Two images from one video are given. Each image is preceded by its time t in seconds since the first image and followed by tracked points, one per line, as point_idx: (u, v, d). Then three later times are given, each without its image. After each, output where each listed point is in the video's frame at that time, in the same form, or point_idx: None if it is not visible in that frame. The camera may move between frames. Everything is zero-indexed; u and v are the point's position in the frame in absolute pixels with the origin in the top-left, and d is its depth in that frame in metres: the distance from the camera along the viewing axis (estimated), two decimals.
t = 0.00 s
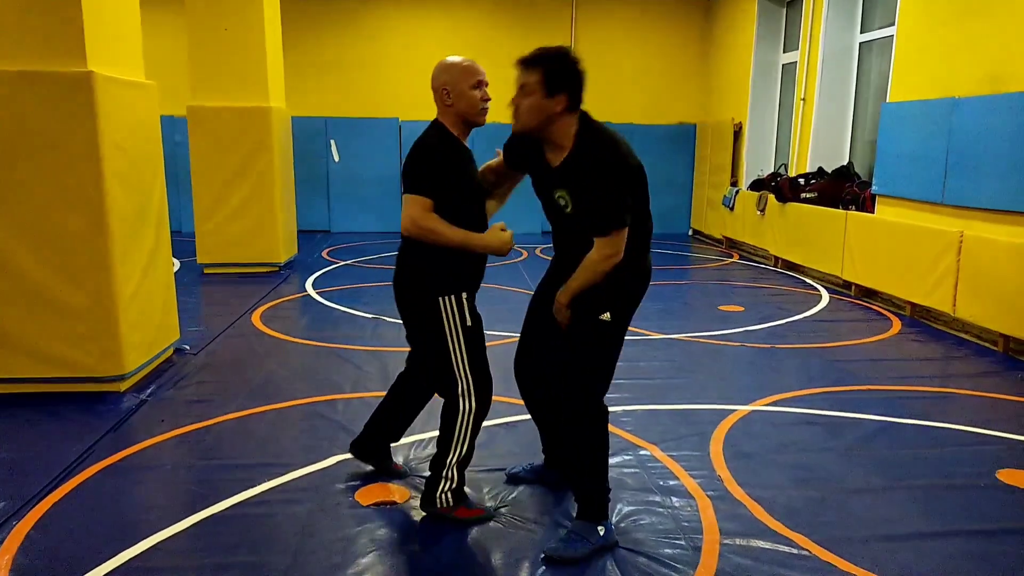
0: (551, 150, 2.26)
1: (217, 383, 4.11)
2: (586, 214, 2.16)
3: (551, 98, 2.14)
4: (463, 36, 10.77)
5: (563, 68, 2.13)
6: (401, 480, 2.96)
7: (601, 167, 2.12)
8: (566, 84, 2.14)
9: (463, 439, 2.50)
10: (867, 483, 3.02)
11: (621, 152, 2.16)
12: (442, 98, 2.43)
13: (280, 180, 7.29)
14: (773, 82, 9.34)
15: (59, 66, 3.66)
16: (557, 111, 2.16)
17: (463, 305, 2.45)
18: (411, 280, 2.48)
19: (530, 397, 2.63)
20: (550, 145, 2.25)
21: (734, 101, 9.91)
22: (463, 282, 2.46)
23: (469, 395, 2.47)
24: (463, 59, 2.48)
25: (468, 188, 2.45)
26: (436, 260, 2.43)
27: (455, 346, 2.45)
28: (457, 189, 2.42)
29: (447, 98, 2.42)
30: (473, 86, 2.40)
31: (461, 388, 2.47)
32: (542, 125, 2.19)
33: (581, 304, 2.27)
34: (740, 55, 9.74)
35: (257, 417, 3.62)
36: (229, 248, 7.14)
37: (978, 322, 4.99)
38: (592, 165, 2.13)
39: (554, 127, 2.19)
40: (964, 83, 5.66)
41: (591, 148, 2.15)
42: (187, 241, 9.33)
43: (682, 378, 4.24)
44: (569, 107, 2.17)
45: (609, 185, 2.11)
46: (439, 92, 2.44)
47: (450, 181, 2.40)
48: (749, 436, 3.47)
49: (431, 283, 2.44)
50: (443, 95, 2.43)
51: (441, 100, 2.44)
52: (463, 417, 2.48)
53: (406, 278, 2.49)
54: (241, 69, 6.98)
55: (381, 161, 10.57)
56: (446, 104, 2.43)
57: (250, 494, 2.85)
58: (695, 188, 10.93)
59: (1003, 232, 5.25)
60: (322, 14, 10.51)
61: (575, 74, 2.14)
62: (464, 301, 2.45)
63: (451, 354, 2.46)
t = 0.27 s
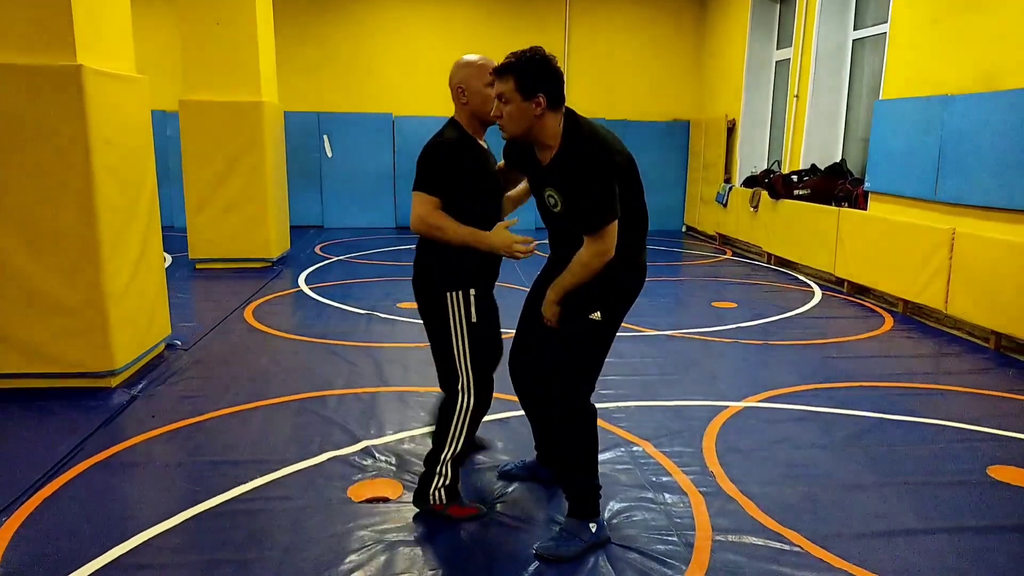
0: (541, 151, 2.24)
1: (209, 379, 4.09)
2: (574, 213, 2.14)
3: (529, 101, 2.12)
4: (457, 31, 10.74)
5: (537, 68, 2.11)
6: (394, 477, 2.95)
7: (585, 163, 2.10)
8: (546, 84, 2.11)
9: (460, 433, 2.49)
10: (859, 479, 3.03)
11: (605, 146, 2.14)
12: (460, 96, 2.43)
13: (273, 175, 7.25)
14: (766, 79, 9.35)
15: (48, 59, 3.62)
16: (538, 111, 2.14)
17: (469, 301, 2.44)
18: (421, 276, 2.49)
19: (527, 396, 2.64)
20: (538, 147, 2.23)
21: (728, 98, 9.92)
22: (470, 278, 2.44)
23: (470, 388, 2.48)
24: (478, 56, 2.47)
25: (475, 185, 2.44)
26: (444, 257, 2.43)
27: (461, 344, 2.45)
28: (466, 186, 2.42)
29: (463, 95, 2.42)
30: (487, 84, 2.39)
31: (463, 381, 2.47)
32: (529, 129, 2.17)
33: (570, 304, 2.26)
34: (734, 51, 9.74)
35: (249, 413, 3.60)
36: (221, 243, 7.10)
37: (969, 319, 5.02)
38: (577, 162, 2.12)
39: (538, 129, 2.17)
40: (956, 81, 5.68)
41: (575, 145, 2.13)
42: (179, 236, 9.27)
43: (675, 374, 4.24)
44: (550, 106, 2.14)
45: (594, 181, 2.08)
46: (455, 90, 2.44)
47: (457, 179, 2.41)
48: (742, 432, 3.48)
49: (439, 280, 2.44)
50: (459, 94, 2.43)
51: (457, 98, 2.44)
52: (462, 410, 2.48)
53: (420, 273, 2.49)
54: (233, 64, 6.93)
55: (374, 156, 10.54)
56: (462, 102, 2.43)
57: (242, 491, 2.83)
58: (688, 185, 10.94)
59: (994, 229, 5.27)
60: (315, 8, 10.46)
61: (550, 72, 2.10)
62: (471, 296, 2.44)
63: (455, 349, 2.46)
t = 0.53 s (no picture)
0: (538, 148, 2.24)
1: (203, 379, 4.08)
2: (568, 211, 2.14)
3: (524, 99, 2.13)
4: (452, 30, 10.73)
5: (531, 66, 2.12)
6: (388, 477, 2.95)
7: (581, 163, 2.10)
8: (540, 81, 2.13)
9: (461, 411, 2.63)
10: (853, 478, 3.03)
11: (600, 144, 2.14)
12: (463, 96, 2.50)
13: (268, 174, 7.24)
14: (762, 79, 9.36)
15: (41, 58, 3.61)
16: (533, 109, 2.15)
17: (470, 289, 2.56)
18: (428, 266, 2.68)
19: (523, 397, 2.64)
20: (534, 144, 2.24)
21: (723, 97, 9.93)
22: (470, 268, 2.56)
23: (473, 369, 2.61)
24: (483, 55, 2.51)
25: (474, 185, 2.56)
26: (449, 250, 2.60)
27: (463, 328, 2.60)
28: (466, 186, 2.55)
29: (466, 96, 2.49)
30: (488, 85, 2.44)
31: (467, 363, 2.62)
32: (525, 127, 2.18)
33: (563, 306, 2.27)
34: (729, 51, 9.75)
35: (243, 414, 3.59)
36: (216, 243, 7.08)
37: (963, 318, 5.03)
38: (572, 161, 2.11)
39: (534, 126, 2.18)
40: (951, 81, 5.69)
41: (570, 142, 2.13)
42: (173, 235, 9.24)
43: (671, 374, 4.24)
44: (545, 103, 2.15)
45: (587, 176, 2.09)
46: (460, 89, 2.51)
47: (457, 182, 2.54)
48: (736, 432, 3.48)
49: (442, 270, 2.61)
50: (463, 94, 2.50)
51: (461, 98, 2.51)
52: (464, 389, 2.62)
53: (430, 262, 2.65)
54: (228, 63, 6.92)
55: (369, 156, 10.52)
56: (466, 102, 2.50)
57: (236, 491, 2.83)
58: (683, 185, 10.94)
59: (989, 229, 5.28)
60: (311, 7, 10.44)
61: (544, 69, 2.12)
62: (472, 285, 2.56)
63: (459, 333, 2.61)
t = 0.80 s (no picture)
0: (542, 140, 2.27)
1: (197, 381, 4.06)
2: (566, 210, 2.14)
3: (525, 92, 2.16)
4: (446, 31, 10.72)
5: (530, 60, 2.14)
6: (382, 479, 2.94)
7: (584, 160, 2.10)
8: (541, 74, 2.15)
9: (459, 400, 2.67)
10: (847, 478, 3.04)
11: (602, 140, 2.14)
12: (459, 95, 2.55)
13: (262, 175, 7.22)
14: (755, 79, 9.38)
15: (32, 59, 3.59)
16: (535, 102, 2.18)
17: (475, 284, 2.63)
18: (428, 264, 2.67)
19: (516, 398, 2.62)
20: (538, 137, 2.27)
21: (717, 97, 9.95)
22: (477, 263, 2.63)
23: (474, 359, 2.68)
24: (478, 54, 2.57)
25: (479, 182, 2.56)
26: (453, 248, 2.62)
27: (466, 322, 2.65)
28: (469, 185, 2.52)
29: (462, 94, 2.53)
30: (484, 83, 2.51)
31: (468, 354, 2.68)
32: (528, 120, 2.21)
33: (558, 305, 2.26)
34: (723, 51, 9.77)
35: (237, 415, 3.58)
36: (210, 244, 7.06)
37: (956, 317, 5.05)
38: (575, 158, 2.11)
39: (537, 119, 2.21)
40: (944, 80, 5.71)
41: (573, 137, 2.14)
42: (166, 236, 9.21)
43: (665, 374, 4.24)
44: (546, 96, 2.17)
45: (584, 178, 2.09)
46: (456, 89, 2.55)
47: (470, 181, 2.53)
48: (730, 431, 3.48)
49: (446, 267, 2.63)
50: (459, 93, 2.55)
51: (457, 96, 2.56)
52: (465, 379, 2.67)
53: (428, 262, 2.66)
54: (221, 63, 6.90)
55: (363, 156, 10.50)
56: (462, 100, 2.54)
57: (229, 493, 2.82)
58: (677, 184, 10.96)
59: (982, 228, 5.30)
60: (304, 8, 10.41)
61: (544, 63, 2.13)
62: (477, 280, 2.63)
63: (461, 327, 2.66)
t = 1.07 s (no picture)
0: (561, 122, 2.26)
1: (187, 386, 4.04)
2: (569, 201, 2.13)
3: (534, 74, 2.19)
4: (437, 35, 10.73)
5: (537, 41, 2.15)
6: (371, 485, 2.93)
7: (593, 154, 2.09)
8: (549, 53, 2.14)
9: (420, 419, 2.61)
10: (837, 481, 3.05)
11: (612, 126, 2.13)
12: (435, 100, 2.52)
13: (253, 179, 7.20)
14: (746, 83, 9.42)
15: (19, 62, 3.56)
16: (544, 82, 2.18)
17: (448, 298, 2.57)
18: (409, 267, 2.64)
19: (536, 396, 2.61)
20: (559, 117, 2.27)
21: (708, 101, 9.99)
22: (453, 276, 2.60)
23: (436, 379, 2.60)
24: (454, 58, 2.54)
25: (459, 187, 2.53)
26: (433, 255, 2.59)
27: (437, 334, 2.58)
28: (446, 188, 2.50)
29: (439, 99, 2.51)
30: (462, 88, 2.49)
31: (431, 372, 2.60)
32: (544, 100, 2.22)
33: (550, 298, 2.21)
34: (714, 55, 9.81)
35: (226, 421, 3.57)
36: (200, 248, 7.04)
37: (946, 321, 5.07)
38: (585, 152, 2.10)
39: (550, 99, 2.20)
40: (933, 85, 5.75)
41: (581, 124, 2.12)
42: (157, 241, 9.17)
43: (656, 378, 4.25)
44: (554, 75, 2.16)
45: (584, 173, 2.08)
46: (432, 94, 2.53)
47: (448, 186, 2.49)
48: (721, 435, 3.49)
49: (423, 274, 2.59)
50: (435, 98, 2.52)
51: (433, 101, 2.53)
52: (424, 398, 2.60)
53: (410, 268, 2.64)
54: (212, 67, 6.88)
55: (355, 160, 10.49)
56: (438, 105, 2.52)
57: (218, 499, 2.80)
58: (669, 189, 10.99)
59: (972, 231, 5.33)
60: (296, 12, 10.41)
61: (548, 44, 2.12)
62: (450, 294, 2.57)
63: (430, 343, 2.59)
